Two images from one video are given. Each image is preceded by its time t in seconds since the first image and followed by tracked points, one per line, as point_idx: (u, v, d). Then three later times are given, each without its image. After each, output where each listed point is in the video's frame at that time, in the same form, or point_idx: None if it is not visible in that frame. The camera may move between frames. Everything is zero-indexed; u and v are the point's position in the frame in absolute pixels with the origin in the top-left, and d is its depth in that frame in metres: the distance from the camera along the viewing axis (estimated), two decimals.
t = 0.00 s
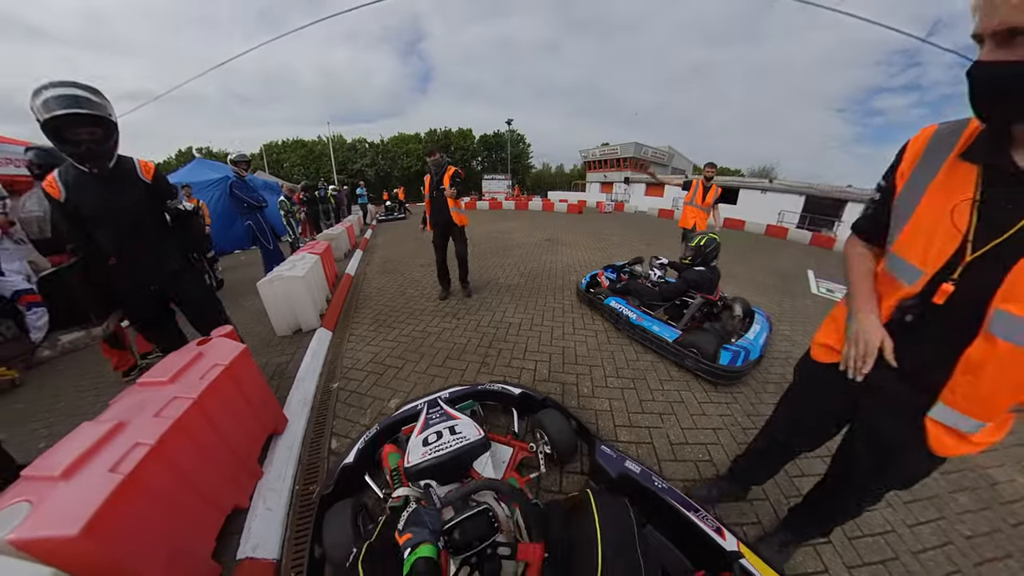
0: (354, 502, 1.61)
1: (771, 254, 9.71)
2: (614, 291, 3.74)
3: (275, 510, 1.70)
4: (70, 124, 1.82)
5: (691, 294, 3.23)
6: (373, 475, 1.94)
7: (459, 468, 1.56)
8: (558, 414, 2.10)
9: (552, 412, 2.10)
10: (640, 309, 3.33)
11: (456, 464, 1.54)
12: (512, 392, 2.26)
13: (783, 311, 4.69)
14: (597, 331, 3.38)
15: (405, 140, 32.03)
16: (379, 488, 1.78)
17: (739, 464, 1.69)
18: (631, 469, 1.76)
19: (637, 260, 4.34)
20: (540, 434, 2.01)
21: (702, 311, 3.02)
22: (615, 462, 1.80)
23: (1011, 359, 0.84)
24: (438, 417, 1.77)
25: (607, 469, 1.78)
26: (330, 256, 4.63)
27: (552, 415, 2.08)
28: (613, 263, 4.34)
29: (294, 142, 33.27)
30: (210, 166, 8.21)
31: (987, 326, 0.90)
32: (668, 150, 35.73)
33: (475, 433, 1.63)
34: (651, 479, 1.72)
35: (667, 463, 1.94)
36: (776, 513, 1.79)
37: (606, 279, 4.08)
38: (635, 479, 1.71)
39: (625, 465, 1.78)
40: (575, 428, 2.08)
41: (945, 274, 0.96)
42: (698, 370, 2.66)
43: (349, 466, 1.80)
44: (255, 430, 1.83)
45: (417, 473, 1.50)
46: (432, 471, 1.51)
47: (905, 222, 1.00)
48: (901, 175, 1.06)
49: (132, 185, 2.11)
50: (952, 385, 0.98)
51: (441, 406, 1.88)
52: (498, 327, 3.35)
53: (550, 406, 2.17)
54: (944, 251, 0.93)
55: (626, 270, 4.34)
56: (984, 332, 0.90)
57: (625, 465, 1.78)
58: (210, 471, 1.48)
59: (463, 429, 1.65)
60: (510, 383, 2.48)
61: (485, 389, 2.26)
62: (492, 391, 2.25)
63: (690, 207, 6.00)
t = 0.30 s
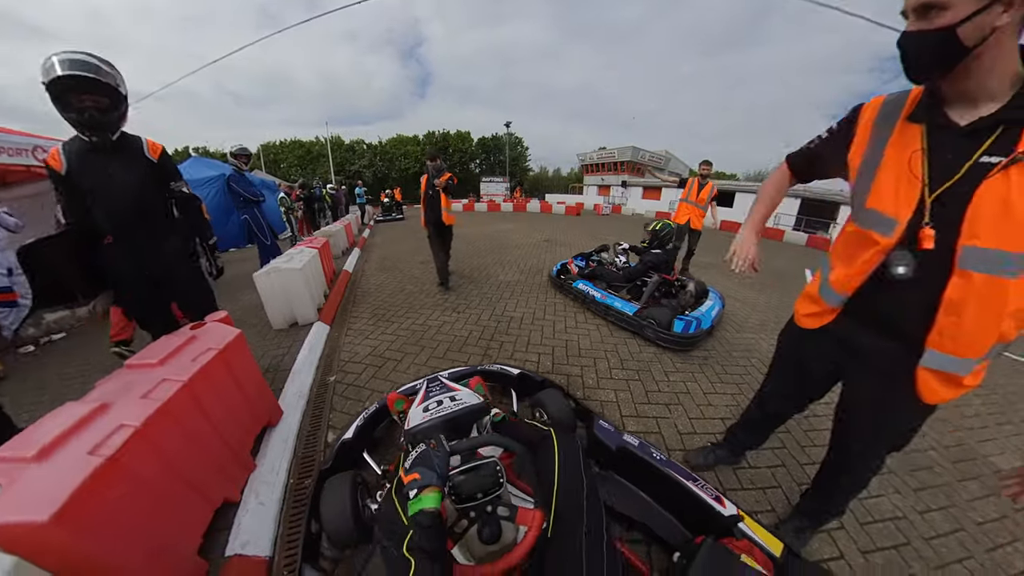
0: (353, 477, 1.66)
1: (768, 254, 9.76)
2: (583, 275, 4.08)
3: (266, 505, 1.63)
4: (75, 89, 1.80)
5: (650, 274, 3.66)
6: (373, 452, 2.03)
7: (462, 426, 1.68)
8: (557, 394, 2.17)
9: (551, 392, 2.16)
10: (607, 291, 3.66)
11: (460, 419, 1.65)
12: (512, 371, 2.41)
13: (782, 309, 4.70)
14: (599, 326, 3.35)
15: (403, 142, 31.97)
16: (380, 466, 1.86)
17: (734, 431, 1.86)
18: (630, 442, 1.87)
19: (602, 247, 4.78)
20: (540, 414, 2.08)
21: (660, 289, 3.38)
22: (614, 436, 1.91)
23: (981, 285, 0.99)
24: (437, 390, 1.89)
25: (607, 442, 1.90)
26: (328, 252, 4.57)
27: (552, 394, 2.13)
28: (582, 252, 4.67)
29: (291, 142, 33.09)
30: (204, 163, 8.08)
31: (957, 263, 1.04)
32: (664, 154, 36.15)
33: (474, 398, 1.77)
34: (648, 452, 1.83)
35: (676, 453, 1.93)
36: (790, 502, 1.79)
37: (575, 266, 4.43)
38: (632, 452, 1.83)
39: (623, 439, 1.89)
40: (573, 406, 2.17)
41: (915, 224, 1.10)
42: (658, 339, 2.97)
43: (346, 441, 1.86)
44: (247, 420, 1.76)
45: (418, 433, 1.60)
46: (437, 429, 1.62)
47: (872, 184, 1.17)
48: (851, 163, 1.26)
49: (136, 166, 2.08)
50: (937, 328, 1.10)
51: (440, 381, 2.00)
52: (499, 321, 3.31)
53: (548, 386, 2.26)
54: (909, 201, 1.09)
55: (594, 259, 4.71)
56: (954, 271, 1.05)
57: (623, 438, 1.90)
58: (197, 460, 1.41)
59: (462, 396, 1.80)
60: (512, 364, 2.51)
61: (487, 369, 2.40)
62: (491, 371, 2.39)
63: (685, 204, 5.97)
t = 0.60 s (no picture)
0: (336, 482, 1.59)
1: (762, 255, 9.76)
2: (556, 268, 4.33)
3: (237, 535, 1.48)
4: (15, 48, 1.60)
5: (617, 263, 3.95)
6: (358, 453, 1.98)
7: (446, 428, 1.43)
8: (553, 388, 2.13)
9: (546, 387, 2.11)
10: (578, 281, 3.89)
11: (443, 422, 1.40)
12: (505, 368, 2.43)
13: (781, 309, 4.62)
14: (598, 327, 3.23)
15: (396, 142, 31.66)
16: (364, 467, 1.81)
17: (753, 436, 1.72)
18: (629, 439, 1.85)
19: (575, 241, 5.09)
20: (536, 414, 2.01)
21: (626, 276, 3.64)
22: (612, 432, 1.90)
23: (986, 255, 1.00)
24: (426, 385, 1.66)
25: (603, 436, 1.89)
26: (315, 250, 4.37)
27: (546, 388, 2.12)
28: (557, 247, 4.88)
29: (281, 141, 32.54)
30: (188, 159, 7.78)
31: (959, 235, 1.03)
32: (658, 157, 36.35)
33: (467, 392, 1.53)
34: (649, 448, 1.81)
35: (694, 463, 1.79)
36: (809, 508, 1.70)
37: (549, 259, 4.64)
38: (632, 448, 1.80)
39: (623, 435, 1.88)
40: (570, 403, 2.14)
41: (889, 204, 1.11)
42: (624, 323, 3.21)
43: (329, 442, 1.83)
44: (213, 435, 1.60)
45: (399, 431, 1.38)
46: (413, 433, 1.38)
47: (852, 171, 1.16)
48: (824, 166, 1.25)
49: (103, 146, 1.89)
50: (944, 301, 1.09)
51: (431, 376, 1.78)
52: (496, 322, 3.17)
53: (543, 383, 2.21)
54: (898, 184, 1.08)
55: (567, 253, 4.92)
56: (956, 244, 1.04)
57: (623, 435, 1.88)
58: (147, 487, 1.25)
59: (453, 391, 1.55)
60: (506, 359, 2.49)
61: (478, 365, 2.40)
62: (484, 368, 2.37)
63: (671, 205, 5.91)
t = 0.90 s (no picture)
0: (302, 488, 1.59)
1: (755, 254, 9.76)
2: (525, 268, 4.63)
3: None
4: None
5: (580, 260, 4.26)
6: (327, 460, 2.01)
7: (402, 429, 1.84)
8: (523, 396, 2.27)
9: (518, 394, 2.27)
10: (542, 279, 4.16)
11: (402, 423, 1.82)
12: (476, 374, 2.51)
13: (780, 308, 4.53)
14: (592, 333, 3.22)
15: (386, 147, 31.39)
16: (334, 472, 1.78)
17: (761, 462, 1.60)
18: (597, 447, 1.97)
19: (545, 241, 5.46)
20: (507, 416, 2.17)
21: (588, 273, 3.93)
22: (580, 441, 2.01)
23: None
24: (391, 391, 2.04)
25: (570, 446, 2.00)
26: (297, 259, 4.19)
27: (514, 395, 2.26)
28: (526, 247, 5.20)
29: (269, 147, 32.11)
30: (167, 168, 7.51)
31: None
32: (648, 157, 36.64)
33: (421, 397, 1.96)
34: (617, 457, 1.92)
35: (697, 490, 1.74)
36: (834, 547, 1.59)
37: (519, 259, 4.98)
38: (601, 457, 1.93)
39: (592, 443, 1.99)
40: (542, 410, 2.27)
41: (998, 193, 0.97)
42: (585, 319, 3.48)
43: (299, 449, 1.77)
44: (171, 472, 1.44)
45: (359, 432, 1.77)
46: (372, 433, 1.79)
47: (928, 163, 0.96)
48: (876, 161, 1.04)
49: (53, 158, 1.69)
50: (1016, 302, 1.03)
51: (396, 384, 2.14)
52: (490, 331, 3.13)
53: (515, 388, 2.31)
54: (987, 174, 0.92)
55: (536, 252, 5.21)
56: None
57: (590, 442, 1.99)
58: (88, 541, 1.09)
59: (411, 397, 1.97)
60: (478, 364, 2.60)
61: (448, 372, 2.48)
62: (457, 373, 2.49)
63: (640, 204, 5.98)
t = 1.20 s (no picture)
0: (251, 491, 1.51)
1: (756, 252, 9.61)
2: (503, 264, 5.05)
3: None
4: None
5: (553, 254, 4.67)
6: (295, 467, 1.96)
7: (352, 428, 1.76)
8: (496, 394, 2.40)
9: (489, 393, 2.38)
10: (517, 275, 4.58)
11: (350, 423, 1.73)
12: (451, 373, 2.56)
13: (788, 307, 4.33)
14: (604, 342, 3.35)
15: (378, 147, 30.96)
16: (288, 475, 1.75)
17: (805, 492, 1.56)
18: (571, 450, 2.07)
19: (518, 237, 6.12)
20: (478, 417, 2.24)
21: (559, 268, 4.36)
22: (554, 444, 2.12)
23: None
24: (351, 391, 1.98)
25: (543, 451, 2.13)
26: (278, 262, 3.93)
27: (490, 396, 2.36)
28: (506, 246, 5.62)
29: (258, 148, 31.52)
30: (145, 170, 7.14)
31: None
32: (642, 155, 36.61)
33: (376, 397, 1.89)
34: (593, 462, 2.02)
35: (730, 529, 1.81)
36: None
37: (498, 258, 5.50)
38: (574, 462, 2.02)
39: (565, 446, 2.09)
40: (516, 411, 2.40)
41: None
42: (555, 310, 3.93)
43: (262, 450, 1.70)
44: (92, 533, 1.16)
45: (302, 432, 1.68)
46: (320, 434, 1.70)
47: None
48: None
49: None
50: None
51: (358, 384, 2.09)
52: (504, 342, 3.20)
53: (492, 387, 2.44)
54: None
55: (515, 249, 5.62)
56: None
57: (563, 446, 2.09)
58: None
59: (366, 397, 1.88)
60: (450, 365, 2.83)
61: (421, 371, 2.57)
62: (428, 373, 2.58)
63: (623, 199, 6.11)
